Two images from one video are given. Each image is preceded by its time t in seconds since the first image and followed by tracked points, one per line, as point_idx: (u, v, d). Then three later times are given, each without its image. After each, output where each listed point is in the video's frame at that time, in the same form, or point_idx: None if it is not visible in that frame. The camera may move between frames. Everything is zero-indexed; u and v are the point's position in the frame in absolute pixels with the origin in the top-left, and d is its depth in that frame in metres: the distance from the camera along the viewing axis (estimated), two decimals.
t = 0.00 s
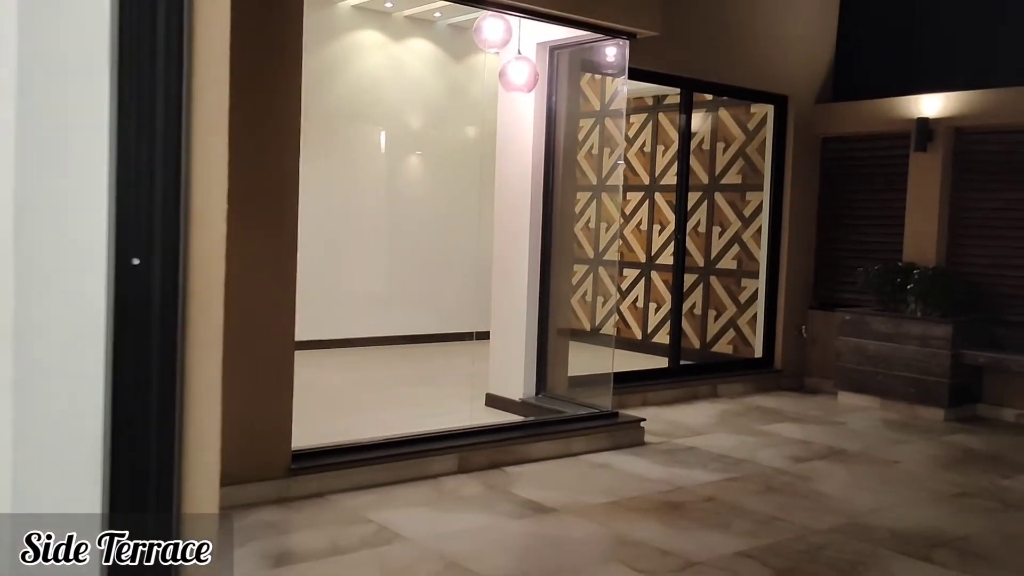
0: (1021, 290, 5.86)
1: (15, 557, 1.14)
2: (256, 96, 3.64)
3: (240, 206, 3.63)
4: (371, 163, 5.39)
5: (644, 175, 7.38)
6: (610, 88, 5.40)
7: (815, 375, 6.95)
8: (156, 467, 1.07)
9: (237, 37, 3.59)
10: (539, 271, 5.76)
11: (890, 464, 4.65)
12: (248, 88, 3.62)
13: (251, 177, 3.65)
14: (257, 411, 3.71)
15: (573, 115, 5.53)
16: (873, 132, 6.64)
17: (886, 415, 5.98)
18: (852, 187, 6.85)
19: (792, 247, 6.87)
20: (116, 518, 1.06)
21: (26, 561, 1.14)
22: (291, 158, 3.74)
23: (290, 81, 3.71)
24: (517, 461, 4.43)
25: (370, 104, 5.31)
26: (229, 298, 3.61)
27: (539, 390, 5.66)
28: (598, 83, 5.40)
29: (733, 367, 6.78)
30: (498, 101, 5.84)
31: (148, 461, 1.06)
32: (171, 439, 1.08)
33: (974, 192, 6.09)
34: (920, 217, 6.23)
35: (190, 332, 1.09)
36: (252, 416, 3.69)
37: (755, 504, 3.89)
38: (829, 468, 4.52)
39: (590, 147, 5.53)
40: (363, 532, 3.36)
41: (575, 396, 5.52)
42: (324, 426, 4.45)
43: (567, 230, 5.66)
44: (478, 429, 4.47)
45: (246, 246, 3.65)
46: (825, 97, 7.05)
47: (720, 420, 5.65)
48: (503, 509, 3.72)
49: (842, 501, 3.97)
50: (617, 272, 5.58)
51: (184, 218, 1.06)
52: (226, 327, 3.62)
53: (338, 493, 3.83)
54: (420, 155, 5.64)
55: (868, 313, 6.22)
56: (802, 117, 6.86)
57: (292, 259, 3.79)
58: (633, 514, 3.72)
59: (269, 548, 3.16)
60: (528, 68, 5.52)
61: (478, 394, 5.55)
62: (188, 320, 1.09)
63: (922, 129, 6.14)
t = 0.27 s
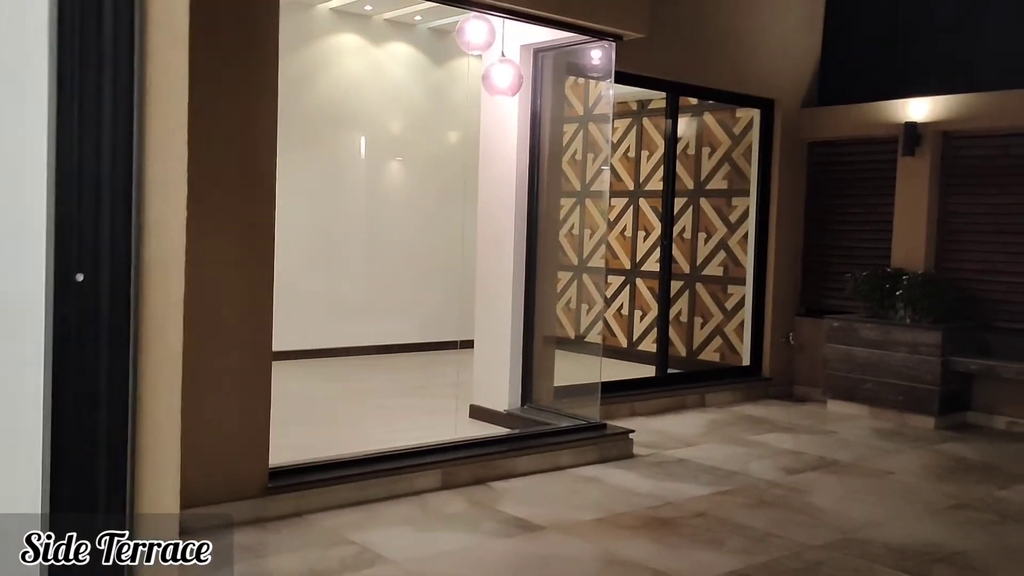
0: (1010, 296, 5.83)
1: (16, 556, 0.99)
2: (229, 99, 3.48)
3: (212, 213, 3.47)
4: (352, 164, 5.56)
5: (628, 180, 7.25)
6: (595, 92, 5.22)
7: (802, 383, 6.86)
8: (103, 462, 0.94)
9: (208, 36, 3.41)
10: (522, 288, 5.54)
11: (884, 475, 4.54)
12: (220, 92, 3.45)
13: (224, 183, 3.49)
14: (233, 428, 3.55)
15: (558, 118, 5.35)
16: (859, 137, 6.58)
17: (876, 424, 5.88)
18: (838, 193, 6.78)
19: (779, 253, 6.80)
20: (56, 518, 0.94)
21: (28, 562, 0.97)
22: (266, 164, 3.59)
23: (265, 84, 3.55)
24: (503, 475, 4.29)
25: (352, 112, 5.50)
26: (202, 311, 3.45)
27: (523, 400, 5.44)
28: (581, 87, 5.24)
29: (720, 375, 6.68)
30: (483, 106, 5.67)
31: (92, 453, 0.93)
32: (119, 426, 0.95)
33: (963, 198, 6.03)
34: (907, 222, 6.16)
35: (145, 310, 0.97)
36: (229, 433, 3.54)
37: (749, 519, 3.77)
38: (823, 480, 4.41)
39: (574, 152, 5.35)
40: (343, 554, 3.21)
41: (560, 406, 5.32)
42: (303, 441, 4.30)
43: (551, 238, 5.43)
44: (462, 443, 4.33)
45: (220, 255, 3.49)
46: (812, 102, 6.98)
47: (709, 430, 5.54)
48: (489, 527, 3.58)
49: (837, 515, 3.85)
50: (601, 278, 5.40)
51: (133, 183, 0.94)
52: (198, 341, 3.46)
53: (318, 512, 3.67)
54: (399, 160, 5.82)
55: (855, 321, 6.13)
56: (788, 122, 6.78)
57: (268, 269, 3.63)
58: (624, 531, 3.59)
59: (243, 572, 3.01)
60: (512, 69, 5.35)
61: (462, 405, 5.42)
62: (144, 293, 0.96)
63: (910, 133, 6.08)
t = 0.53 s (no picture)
0: (1004, 299, 5.76)
1: None
2: (211, 100, 3.37)
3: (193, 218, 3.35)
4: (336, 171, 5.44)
5: (618, 185, 7.21)
6: (584, 95, 5.14)
7: (795, 389, 6.79)
8: (62, 470, 1.14)
9: (188, 35, 3.29)
10: (513, 284, 5.45)
11: (881, 484, 4.46)
12: (200, 93, 3.34)
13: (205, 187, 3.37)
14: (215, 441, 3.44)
15: (548, 122, 5.26)
16: (852, 140, 6.52)
17: (870, 430, 5.81)
18: (830, 196, 6.72)
19: (771, 257, 6.73)
20: (45, 522, 1.14)
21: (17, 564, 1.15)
22: (249, 167, 3.47)
23: (247, 85, 3.44)
24: (493, 487, 4.19)
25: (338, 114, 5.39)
26: (183, 319, 3.34)
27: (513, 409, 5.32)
28: (569, 90, 5.16)
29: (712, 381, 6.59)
30: (471, 107, 5.57)
31: (50, 451, 1.13)
32: (79, 436, 1.16)
33: (957, 201, 5.98)
34: (901, 226, 6.11)
35: (101, 340, 1.19)
36: (211, 445, 3.43)
37: (745, 530, 3.68)
38: (819, 489, 4.33)
39: (563, 156, 5.26)
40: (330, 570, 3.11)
41: (552, 415, 5.22)
42: (287, 453, 4.18)
43: (542, 245, 5.35)
44: (452, 453, 4.23)
45: (202, 261, 3.38)
46: (803, 104, 6.92)
47: (702, 438, 5.45)
48: (481, 541, 3.48)
49: (834, 525, 3.77)
50: (593, 283, 5.24)
51: (94, 249, 1.17)
52: (180, 350, 3.34)
53: (303, 527, 3.56)
54: (386, 165, 5.71)
55: (849, 326, 6.06)
56: (780, 125, 6.71)
57: (251, 276, 3.52)
58: (619, 543, 3.50)
59: None
60: (502, 72, 5.27)
61: (451, 413, 5.30)
62: (99, 329, 1.19)
63: (903, 136, 6.04)
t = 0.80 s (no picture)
0: (1004, 301, 5.71)
1: None
2: (192, 99, 3.28)
3: (176, 221, 3.26)
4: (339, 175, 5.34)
5: (610, 187, 7.13)
6: (575, 96, 4.98)
7: (789, 393, 6.72)
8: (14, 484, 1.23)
9: (168, 32, 3.20)
10: (506, 287, 5.26)
11: (880, 490, 4.39)
12: (182, 91, 3.24)
13: (187, 188, 3.28)
14: (198, 450, 3.34)
15: (539, 122, 5.10)
16: (846, 141, 6.45)
17: (867, 435, 5.74)
18: (825, 198, 6.65)
19: (766, 260, 6.65)
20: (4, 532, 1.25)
21: None
22: (232, 168, 3.38)
23: (230, 83, 3.34)
24: (485, 495, 4.09)
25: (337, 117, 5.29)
26: (162, 325, 3.23)
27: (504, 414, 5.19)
28: (561, 91, 5.00)
29: (706, 385, 6.51)
30: (463, 107, 5.47)
31: None
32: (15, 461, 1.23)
33: (953, 203, 5.91)
34: (897, 228, 6.04)
35: (46, 329, 1.28)
36: (195, 455, 3.33)
37: (743, 540, 3.60)
38: (817, 496, 4.25)
39: (553, 156, 5.10)
40: None
41: (545, 421, 5.02)
42: (273, 461, 4.07)
43: (534, 247, 5.18)
44: (442, 461, 4.13)
45: (185, 265, 3.28)
46: (797, 105, 6.85)
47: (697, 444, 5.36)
48: (472, 552, 3.38)
49: (835, 534, 3.69)
50: (585, 287, 5.12)
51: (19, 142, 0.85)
52: (163, 357, 3.24)
53: (290, 538, 3.46)
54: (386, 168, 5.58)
55: (845, 329, 5.98)
56: (773, 126, 6.64)
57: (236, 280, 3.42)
58: (614, 554, 3.40)
59: None
60: (492, 71, 5.12)
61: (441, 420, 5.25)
62: (43, 318, 1.28)
63: (899, 138, 5.98)
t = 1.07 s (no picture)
0: (998, 303, 5.64)
1: None
2: (174, 97, 3.19)
3: (156, 222, 3.17)
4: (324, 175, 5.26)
5: (602, 188, 6.97)
6: (567, 96, 4.94)
7: (782, 395, 6.66)
8: None
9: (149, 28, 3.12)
10: (495, 289, 5.15)
11: (875, 496, 4.32)
12: (161, 90, 3.16)
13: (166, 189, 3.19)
14: (177, 459, 3.25)
15: (530, 122, 5.02)
16: (839, 142, 6.39)
17: (861, 439, 5.67)
18: (818, 199, 6.58)
19: (758, 261, 6.58)
20: None
21: None
22: (215, 169, 3.30)
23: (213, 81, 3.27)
24: (474, 503, 4.01)
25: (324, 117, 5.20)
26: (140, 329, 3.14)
27: (496, 418, 5.08)
28: (552, 90, 4.95)
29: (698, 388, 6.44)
30: (452, 106, 5.39)
31: None
32: None
33: (947, 204, 5.86)
34: (892, 228, 5.98)
35: None
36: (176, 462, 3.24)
37: (738, 548, 3.52)
38: (812, 502, 4.17)
39: (545, 157, 5.03)
40: None
41: (534, 425, 4.98)
42: (258, 469, 3.99)
43: (524, 248, 5.05)
44: (432, 467, 4.04)
45: (165, 267, 3.19)
46: (790, 105, 6.79)
47: (690, 448, 5.28)
48: (461, 562, 3.30)
49: (830, 542, 3.62)
50: (576, 288, 5.04)
51: None
52: (143, 362, 3.15)
53: (273, 549, 3.37)
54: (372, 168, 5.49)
55: (839, 331, 5.91)
56: (766, 126, 6.58)
57: (218, 283, 3.33)
58: (606, 564, 3.33)
59: None
60: (482, 69, 5.01)
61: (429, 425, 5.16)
62: None
63: (894, 137, 5.89)
